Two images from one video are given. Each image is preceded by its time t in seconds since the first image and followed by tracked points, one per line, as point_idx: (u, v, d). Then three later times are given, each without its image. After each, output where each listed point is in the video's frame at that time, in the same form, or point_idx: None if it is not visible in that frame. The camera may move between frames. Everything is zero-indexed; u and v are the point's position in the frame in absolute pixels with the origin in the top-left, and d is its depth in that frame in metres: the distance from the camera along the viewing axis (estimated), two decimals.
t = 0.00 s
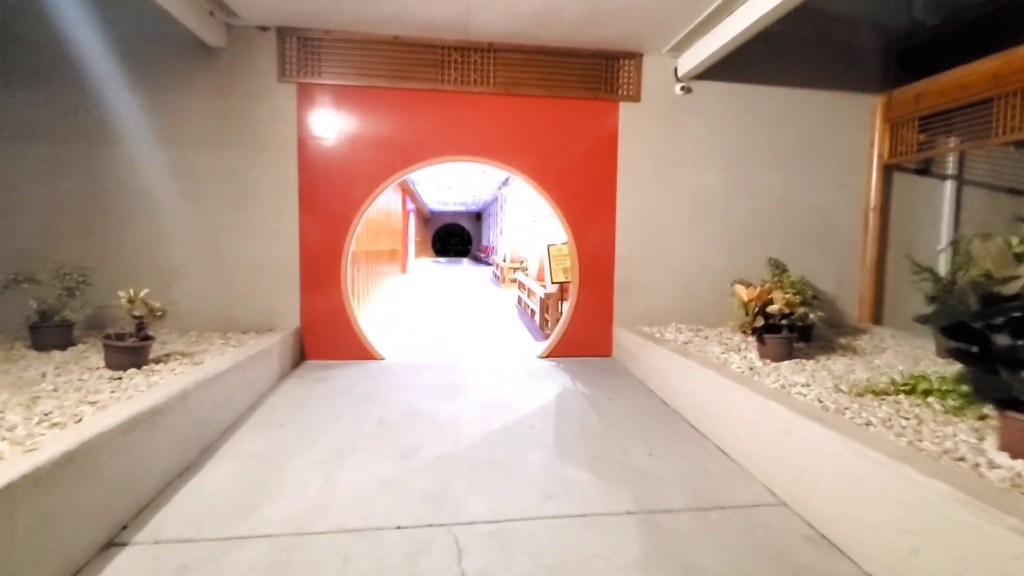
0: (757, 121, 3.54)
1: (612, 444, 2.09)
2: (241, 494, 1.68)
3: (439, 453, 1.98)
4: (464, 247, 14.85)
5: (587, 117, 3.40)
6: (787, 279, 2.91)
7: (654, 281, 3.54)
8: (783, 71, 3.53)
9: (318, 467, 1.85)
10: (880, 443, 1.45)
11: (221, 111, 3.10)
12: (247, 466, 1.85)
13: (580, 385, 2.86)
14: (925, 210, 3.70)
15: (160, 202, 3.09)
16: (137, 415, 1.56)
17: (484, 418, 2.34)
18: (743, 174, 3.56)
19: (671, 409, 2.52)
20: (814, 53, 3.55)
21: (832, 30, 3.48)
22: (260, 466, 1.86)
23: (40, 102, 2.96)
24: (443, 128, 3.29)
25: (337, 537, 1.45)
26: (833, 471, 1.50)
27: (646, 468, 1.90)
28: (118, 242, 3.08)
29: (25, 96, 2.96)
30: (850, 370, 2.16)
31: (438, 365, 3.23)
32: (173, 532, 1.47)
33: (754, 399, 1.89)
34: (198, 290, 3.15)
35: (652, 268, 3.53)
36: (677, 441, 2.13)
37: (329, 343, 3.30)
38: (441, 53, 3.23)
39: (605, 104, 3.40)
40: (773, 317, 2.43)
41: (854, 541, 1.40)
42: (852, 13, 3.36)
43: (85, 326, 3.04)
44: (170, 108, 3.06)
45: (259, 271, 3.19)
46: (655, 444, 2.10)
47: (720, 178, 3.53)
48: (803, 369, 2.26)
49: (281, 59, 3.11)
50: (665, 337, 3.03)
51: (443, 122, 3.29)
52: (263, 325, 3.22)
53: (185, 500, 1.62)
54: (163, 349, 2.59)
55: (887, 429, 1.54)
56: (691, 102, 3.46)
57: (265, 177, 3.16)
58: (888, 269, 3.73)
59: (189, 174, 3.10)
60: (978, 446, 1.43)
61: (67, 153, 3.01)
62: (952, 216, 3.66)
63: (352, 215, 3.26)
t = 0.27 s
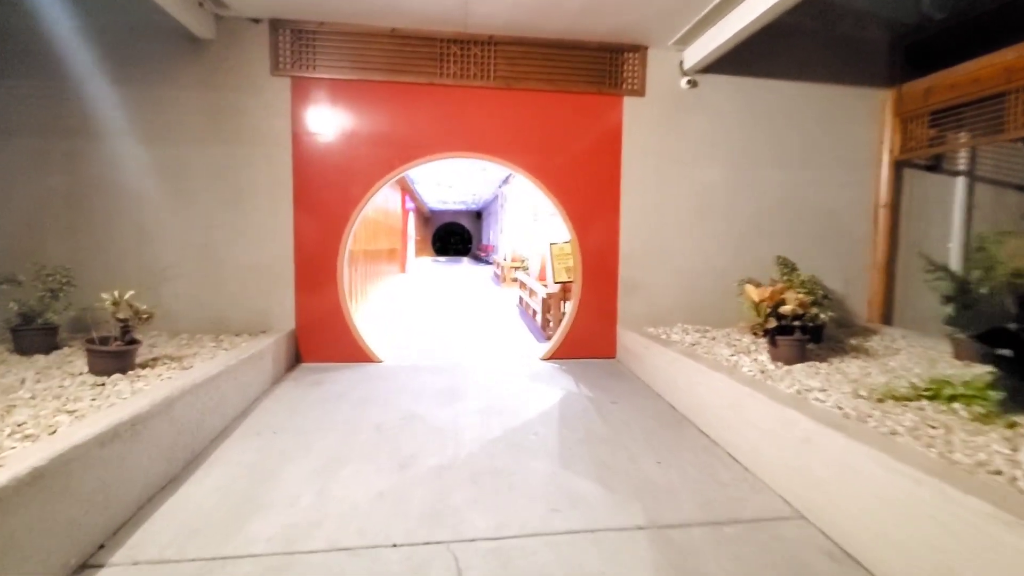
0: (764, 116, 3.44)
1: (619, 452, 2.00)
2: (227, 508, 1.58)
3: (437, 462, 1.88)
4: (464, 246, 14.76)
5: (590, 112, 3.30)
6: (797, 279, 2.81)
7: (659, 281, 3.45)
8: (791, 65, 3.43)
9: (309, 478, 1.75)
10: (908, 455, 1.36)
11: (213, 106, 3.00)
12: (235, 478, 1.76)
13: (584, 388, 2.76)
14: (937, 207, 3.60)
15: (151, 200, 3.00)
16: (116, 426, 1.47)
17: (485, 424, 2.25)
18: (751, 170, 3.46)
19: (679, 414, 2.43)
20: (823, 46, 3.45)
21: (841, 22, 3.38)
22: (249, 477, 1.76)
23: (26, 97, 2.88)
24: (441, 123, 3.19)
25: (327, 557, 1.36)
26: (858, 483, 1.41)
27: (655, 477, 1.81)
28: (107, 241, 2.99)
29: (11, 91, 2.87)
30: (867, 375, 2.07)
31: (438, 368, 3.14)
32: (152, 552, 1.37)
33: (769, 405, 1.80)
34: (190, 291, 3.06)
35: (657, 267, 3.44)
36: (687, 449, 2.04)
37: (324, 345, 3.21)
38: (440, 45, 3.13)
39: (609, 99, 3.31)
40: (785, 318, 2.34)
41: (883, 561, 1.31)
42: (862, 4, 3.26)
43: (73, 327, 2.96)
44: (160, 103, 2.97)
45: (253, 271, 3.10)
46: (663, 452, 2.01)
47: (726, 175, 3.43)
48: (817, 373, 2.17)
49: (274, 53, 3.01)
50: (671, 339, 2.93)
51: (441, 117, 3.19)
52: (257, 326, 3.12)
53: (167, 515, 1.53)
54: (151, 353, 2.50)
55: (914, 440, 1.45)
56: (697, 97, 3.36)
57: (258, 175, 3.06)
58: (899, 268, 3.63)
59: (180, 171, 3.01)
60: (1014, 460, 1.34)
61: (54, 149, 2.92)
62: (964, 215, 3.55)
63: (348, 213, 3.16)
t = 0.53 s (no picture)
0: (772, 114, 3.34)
1: (623, 464, 1.91)
2: (210, 525, 1.50)
3: (434, 475, 1.80)
4: (464, 246, 14.68)
5: (593, 109, 3.21)
6: (807, 281, 2.72)
7: (664, 283, 3.35)
8: (799, 61, 3.34)
9: (297, 493, 1.66)
10: (936, 474, 1.27)
11: (204, 103, 2.92)
12: (220, 492, 1.67)
13: (586, 395, 2.68)
14: (949, 207, 3.50)
15: (140, 200, 2.91)
16: (89, 441, 1.38)
17: (484, 433, 2.16)
18: (758, 169, 3.36)
19: (686, 422, 2.33)
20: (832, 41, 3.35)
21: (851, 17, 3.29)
22: (235, 491, 1.68)
23: (13, 94, 2.80)
24: (439, 120, 3.10)
25: None
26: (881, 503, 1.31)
27: (663, 492, 1.72)
28: (95, 242, 2.90)
29: None
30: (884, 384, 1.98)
31: (436, 373, 3.05)
32: None
33: (782, 416, 1.71)
34: (180, 293, 2.98)
35: (661, 269, 3.35)
36: (695, 460, 1.95)
37: (319, 350, 3.12)
38: (438, 40, 3.04)
39: (612, 96, 3.22)
40: (795, 323, 2.24)
41: None
42: None
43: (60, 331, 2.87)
44: (150, 100, 2.89)
45: (246, 272, 3.01)
46: (670, 464, 1.92)
47: (732, 174, 3.34)
48: (831, 380, 2.08)
49: (267, 48, 2.93)
50: (677, 343, 2.84)
51: (440, 114, 3.10)
52: (250, 330, 3.04)
53: (145, 534, 1.44)
54: (138, 358, 2.41)
55: (941, 457, 1.36)
56: (702, 94, 3.27)
57: (251, 174, 2.98)
58: (910, 270, 3.54)
59: (171, 170, 2.92)
60: None
61: (41, 148, 2.84)
62: (976, 215, 3.41)
63: (344, 213, 3.07)
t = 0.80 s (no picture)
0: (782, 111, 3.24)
1: (630, 476, 1.82)
2: (190, 545, 1.41)
3: (430, 488, 1.70)
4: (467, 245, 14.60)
5: (597, 105, 3.11)
6: (820, 283, 2.62)
7: (670, 284, 3.25)
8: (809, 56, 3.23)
9: (284, 509, 1.57)
10: (971, 497, 1.17)
11: (196, 99, 2.83)
12: (203, 507, 1.58)
13: (591, 401, 2.58)
14: (965, 206, 3.39)
15: (131, 199, 2.83)
16: (59, 457, 1.29)
17: (483, 442, 2.07)
18: (767, 167, 3.26)
19: (695, 431, 2.24)
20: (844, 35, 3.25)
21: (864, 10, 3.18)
22: (219, 507, 1.59)
23: None
24: (439, 116, 3.01)
25: None
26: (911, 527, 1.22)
27: (672, 508, 1.62)
28: (84, 242, 2.82)
29: None
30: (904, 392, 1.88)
31: (435, 377, 2.95)
32: None
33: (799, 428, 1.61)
34: (171, 295, 2.89)
35: (668, 270, 3.24)
36: (706, 473, 1.85)
37: (315, 353, 3.03)
38: (437, 34, 2.94)
39: (616, 91, 3.11)
40: (810, 328, 2.14)
41: None
42: None
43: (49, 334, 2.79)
44: (140, 96, 2.80)
45: (239, 273, 2.92)
46: (679, 477, 1.82)
47: (741, 172, 3.23)
48: (848, 389, 1.98)
49: (261, 42, 2.83)
50: (684, 347, 2.74)
51: (440, 109, 3.00)
52: (243, 332, 2.95)
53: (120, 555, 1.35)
54: (125, 363, 2.32)
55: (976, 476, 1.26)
56: (710, 89, 3.17)
57: (244, 171, 2.89)
58: (925, 271, 3.43)
59: (162, 168, 2.83)
60: None
61: (29, 145, 2.76)
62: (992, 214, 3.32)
63: (341, 212, 2.98)
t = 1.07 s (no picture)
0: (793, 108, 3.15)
1: (640, 488, 1.73)
2: (176, 561, 1.33)
3: (430, 500, 1.62)
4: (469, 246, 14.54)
5: (603, 101, 3.03)
6: (834, 286, 2.53)
7: (678, 286, 3.17)
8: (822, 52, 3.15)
9: (277, 523, 1.49)
10: (1013, 517, 1.09)
11: (192, 95, 2.76)
12: (191, 521, 1.51)
13: (597, 407, 2.50)
14: (981, 206, 3.30)
15: (125, 197, 2.76)
16: (35, 469, 1.21)
17: (486, 450, 1.99)
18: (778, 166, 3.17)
19: (706, 439, 2.15)
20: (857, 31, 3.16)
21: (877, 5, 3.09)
22: (209, 519, 1.51)
23: None
24: (441, 113, 2.93)
25: None
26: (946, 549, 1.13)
27: (685, 524, 1.53)
28: (78, 242, 2.75)
29: None
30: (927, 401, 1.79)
31: (436, 381, 2.88)
32: None
33: (820, 440, 1.53)
34: (166, 296, 2.82)
35: (675, 271, 3.16)
36: (719, 485, 1.77)
37: (313, 355, 2.95)
38: (439, 28, 2.87)
39: (623, 87, 3.03)
40: (827, 331, 2.05)
41: None
42: None
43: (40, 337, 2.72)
44: (135, 93, 2.73)
45: (235, 274, 2.85)
46: (692, 489, 1.74)
47: (751, 171, 3.15)
48: (868, 396, 1.89)
49: (259, 37, 2.76)
50: (693, 352, 2.65)
51: (442, 106, 2.93)
52: (240, 334, 2.88)
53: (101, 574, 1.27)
54: (116, 367, 2.25)
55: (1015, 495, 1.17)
56: (719, 85, 3.08)
57: (241, 169, 2.82)
58: (940, 273, 3.33)
59: (157, 165, 2.76)
60: None
61: (21, 143, 2.69)
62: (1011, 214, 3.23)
63: (340, 211, 2.91)
